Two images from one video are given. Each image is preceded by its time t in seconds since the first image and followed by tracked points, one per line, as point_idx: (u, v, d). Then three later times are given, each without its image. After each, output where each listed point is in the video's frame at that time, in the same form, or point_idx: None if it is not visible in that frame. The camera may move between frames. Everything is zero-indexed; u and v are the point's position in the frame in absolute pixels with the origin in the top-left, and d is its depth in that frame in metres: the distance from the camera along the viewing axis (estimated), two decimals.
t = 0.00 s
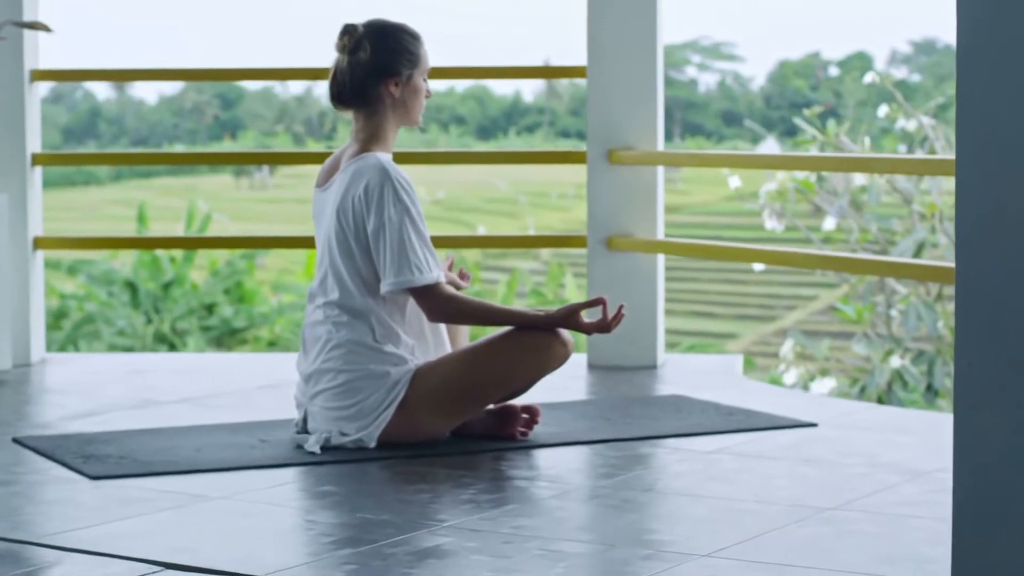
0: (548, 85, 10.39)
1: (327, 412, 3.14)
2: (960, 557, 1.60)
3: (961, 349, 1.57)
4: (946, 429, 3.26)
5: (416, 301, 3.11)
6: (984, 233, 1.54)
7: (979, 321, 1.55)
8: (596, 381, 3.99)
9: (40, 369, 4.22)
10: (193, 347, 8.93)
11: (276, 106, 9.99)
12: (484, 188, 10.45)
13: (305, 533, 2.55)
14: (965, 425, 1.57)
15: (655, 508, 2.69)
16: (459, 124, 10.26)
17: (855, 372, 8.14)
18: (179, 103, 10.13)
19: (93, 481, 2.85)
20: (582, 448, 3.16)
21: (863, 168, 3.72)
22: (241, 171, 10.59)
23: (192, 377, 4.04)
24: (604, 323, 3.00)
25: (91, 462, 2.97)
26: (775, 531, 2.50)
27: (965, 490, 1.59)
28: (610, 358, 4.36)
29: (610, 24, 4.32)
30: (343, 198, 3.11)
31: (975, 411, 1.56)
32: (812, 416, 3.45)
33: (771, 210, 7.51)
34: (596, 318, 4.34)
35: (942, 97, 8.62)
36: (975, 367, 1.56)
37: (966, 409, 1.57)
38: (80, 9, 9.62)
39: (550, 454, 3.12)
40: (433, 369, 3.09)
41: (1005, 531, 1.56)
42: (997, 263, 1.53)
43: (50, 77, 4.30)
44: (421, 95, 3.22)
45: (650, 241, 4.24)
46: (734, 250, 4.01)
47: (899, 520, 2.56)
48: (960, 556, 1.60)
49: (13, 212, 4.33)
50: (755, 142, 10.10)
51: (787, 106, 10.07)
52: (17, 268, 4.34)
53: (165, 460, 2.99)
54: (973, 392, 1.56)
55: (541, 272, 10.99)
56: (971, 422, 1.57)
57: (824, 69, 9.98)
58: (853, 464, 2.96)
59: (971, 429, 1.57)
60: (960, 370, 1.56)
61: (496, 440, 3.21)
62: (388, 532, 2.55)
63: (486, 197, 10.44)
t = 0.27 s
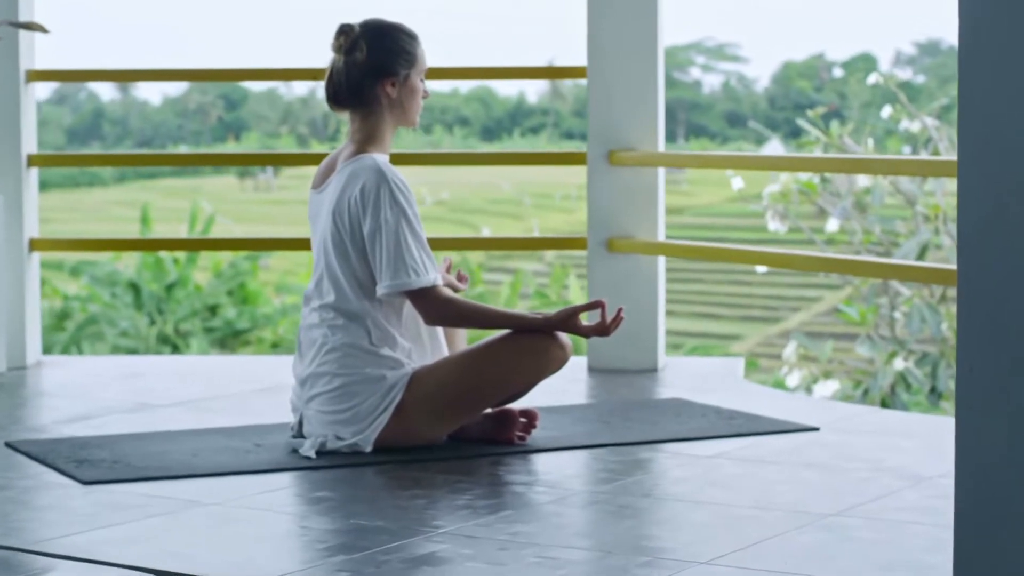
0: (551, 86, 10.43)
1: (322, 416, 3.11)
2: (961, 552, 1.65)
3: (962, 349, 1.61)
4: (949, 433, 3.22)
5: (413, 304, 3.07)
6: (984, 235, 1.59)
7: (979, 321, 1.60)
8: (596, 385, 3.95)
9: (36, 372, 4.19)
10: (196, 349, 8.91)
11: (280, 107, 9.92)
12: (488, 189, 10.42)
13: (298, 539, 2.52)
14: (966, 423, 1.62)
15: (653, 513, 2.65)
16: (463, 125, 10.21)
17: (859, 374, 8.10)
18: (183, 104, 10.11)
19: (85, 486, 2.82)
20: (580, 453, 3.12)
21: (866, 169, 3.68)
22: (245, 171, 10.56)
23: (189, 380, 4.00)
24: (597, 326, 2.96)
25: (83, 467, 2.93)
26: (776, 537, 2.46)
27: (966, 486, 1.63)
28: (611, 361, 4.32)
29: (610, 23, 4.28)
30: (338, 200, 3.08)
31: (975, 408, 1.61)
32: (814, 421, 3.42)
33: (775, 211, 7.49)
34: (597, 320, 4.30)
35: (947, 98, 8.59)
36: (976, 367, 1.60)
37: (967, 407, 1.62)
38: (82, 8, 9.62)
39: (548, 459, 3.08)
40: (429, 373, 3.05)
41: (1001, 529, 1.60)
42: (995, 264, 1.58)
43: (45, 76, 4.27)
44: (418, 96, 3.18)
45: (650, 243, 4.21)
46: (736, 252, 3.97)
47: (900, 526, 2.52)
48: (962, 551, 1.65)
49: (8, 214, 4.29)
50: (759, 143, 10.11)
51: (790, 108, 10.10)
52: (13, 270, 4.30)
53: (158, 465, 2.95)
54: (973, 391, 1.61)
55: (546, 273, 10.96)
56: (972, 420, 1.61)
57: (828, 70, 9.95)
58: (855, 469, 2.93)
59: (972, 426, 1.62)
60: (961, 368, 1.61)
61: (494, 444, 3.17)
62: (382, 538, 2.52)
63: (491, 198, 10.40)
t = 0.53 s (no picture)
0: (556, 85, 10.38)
1: (319, 418, 3.08)
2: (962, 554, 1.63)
3: (964, 349, 1.60)
4: (952, 436, 3.19)
5: (410, 306, 3.04)
6: (985, 235, 1.57)
7: (981, 322, 1.58)
8: (597, 387, 3.92)
9: (32, 373, 4.16)
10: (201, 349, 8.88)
11: (284, 108, 9.86)
12: (492, 190, 10.38)
13: (292, 544, 2.49)
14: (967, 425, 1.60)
15: (653, 518, 2.62)
16: (468, 126, 10.21)
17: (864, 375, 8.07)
18: (187, 105, 10.10)
19: (78, 489, 2.79)
20: (579, 456, 3.09)
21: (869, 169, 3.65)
22: (249, 172, 10.54)
23: (187, 382, 3.97)
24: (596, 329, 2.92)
25: (77, 470, 2.90)
26: (776, 542, 2.43)
27: (966, 487, 1.62)
28: (611, 363, 4.29)
29: (610, 23, 4.25)
30: (336, 199, 3.05)
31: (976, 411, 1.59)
32: (815, 423, 3.38)
33: (779, 212, 7.44)
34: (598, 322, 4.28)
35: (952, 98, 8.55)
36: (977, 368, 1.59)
37: (969, 408, 1.60)
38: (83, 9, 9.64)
39: (546, 462, 3.05)
40: (426, 375, 3.03)
41: (1001, 532, 1.59)
42: (997, 264, 1.56)
43: (41, 76, 4.23)
44: (416, 95, 3.15)
45: (650, 244, 4.18)
46: (737, 253, 3.94)
47: (902, 531, 2.49)
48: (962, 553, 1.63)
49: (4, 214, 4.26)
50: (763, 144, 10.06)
51: (795, 109, 10.06)
52: (9, 270, 4.27)
53: (152, 468, 2.92)
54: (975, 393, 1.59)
55: (550, 273, 10.93)
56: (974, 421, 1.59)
57: (833, 71, 9.91)
58: (857, 473, 2.90)
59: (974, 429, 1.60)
60: (963, 368, 1.59)
61: (492, 447, 3.14)
62: (378, 543, 2.48)
63: (495, 199, 10.38)
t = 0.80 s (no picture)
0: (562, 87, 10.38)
1: (317, 420, 3.05)
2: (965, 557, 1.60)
3: (967, 346, 1.56)
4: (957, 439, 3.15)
5: (409, 306, 3.00)
6: (988, 231, 1.53)
7: (984, 320, 1.55)
8: (599, 388, 3.89)
9: (31, 374, 4.13)
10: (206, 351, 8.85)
11: (290, 108, 9.83)
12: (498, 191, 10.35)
13: (288, 548, 2.46)
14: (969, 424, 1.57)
15: (653, 522, 2.59)
16: (474, 127, 10.20)
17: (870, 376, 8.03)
18: (193, 106, 10.07)
19: (73, 492, 2.76)
20: (580, 459, 3.06)
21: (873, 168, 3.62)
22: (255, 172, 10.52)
23: (186, 384, 3.94)
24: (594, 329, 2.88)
25: (72, 472, 2.87)
26: (778, 547, 2.40)
27: (969, 489, 1.58)
28: (614, 364, 4.26)
29: (612, 22, 4.22)
30: (333, 199, 3.01)
31: (979, 410, 1.56)
32: (819, 425, 3.35)
33: (783, 213, 7.39)
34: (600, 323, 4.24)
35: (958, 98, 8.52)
36: (980, 366, 1.55)
37: (971, 408, 1.56)
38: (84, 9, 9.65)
39: (547, 464, 3.02)
40: (425, 376, 2.99)
41: (1003, 535, 1.56)
42: (999, 261, 1.53)
43: (39, 76, 4.20)
44: (415, 94, 3.11)
45: (653, 244, 4.14)
46: (740, 253, 3.90)
47: (906, 535, 2.46)
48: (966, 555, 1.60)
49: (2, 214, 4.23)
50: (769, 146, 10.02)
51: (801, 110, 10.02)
52: (7, 271, 4.24)
53: (148, 471, 2.89)
54: (977, 392, 1.56)
55: (556, 273, 10.91)
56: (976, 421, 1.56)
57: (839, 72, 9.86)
58: (861, 476, 2.86)
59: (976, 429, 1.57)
60: (966, 365, 1.56)
61: (492, 450, 3.11)
62: (375, 547, 2.45)
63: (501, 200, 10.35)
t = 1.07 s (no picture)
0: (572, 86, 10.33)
1: (318, 421, 3.01)
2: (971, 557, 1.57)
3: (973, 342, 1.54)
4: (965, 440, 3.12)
5: (411, 306, 2.97)
6: (996, 223, 1.51)
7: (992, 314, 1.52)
8: (604, 389, 3.85)
9: (32, 375, 4.10)
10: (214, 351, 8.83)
11: (300, 109, 9.84)
12: (507, 192, 10.34)
13: (286, 550, 2.42)
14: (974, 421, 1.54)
15: (657, 525, 2.55)
16: (484, 127, 10.22)
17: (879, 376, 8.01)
18: (203, 107, 10.05)
19: (70, 493, 2.73)
20: (583, 461, 3.03)
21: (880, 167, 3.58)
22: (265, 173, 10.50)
23: (188, 384, 3.91)
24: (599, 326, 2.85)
25: (70, 473, 2.84)
26: (783, 550, 2.36)
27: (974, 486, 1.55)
28: (620, 364, 4.22)
29: (618, 19, 4.19)
30: (334, 198, 2.98)
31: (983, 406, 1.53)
32: (825, 425, 3.32)
33: (792, 214, 7.36)
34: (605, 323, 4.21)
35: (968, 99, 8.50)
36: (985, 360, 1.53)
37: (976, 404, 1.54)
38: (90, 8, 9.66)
39: (550, 466, 2.99)
40: (427, 376, 2.96)
41: (1007, 534, 1.54)
42: (1006, 255, 1.50)
43: (40, 73, 4.17)
44: (417, 91, 3.08)
45: (658, 244, 4.11)
46: (745, 254, 3.87)
47: (913, 538, 2.42)
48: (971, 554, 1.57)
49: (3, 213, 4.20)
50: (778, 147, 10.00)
51: (812, 111, 10.01)
52: (9, 271, 4.21)
53: (147, 472, 2.86)
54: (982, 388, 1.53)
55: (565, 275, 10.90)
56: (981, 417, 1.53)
57: (849, 73, 9.85)
58: (867, 478, 2.83)
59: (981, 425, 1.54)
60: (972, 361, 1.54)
61: (495, 451, 3.08)
62: (375, 549, 2.42)
63: (511, 201, 10.34)
